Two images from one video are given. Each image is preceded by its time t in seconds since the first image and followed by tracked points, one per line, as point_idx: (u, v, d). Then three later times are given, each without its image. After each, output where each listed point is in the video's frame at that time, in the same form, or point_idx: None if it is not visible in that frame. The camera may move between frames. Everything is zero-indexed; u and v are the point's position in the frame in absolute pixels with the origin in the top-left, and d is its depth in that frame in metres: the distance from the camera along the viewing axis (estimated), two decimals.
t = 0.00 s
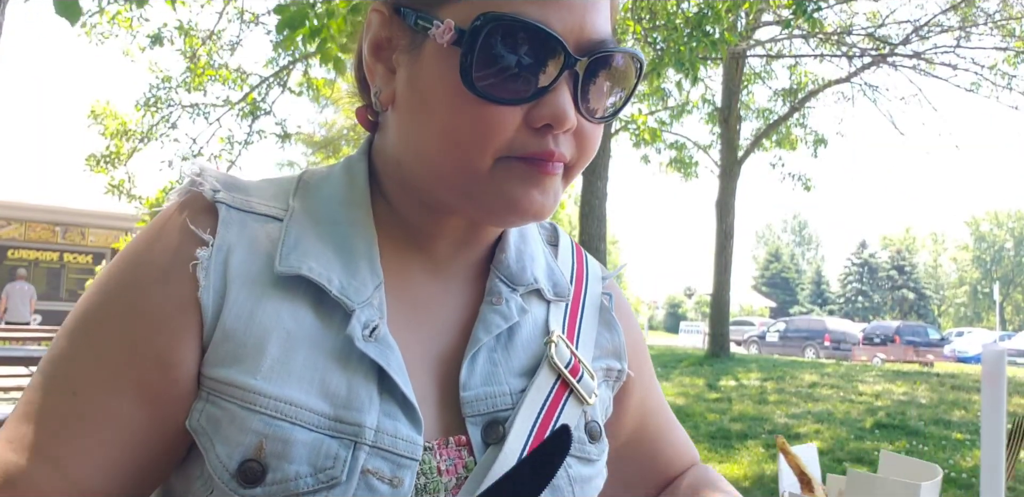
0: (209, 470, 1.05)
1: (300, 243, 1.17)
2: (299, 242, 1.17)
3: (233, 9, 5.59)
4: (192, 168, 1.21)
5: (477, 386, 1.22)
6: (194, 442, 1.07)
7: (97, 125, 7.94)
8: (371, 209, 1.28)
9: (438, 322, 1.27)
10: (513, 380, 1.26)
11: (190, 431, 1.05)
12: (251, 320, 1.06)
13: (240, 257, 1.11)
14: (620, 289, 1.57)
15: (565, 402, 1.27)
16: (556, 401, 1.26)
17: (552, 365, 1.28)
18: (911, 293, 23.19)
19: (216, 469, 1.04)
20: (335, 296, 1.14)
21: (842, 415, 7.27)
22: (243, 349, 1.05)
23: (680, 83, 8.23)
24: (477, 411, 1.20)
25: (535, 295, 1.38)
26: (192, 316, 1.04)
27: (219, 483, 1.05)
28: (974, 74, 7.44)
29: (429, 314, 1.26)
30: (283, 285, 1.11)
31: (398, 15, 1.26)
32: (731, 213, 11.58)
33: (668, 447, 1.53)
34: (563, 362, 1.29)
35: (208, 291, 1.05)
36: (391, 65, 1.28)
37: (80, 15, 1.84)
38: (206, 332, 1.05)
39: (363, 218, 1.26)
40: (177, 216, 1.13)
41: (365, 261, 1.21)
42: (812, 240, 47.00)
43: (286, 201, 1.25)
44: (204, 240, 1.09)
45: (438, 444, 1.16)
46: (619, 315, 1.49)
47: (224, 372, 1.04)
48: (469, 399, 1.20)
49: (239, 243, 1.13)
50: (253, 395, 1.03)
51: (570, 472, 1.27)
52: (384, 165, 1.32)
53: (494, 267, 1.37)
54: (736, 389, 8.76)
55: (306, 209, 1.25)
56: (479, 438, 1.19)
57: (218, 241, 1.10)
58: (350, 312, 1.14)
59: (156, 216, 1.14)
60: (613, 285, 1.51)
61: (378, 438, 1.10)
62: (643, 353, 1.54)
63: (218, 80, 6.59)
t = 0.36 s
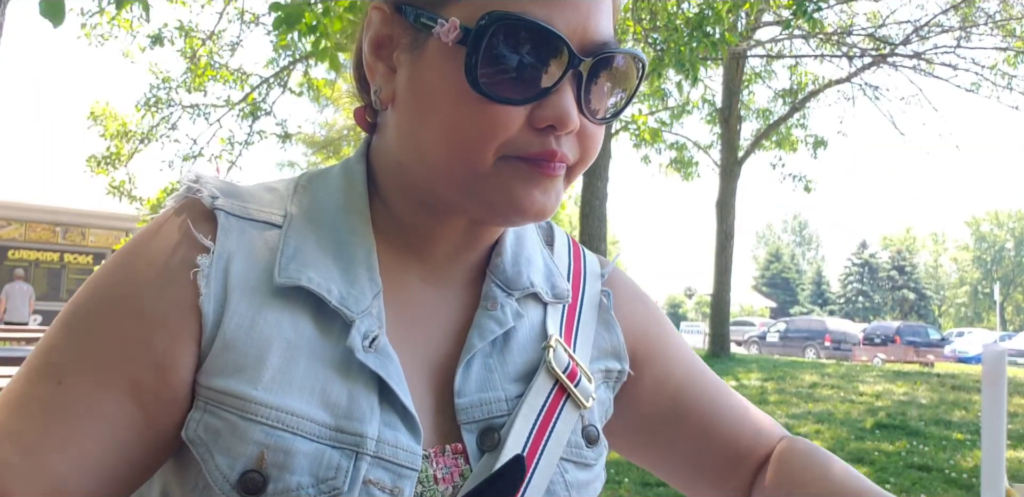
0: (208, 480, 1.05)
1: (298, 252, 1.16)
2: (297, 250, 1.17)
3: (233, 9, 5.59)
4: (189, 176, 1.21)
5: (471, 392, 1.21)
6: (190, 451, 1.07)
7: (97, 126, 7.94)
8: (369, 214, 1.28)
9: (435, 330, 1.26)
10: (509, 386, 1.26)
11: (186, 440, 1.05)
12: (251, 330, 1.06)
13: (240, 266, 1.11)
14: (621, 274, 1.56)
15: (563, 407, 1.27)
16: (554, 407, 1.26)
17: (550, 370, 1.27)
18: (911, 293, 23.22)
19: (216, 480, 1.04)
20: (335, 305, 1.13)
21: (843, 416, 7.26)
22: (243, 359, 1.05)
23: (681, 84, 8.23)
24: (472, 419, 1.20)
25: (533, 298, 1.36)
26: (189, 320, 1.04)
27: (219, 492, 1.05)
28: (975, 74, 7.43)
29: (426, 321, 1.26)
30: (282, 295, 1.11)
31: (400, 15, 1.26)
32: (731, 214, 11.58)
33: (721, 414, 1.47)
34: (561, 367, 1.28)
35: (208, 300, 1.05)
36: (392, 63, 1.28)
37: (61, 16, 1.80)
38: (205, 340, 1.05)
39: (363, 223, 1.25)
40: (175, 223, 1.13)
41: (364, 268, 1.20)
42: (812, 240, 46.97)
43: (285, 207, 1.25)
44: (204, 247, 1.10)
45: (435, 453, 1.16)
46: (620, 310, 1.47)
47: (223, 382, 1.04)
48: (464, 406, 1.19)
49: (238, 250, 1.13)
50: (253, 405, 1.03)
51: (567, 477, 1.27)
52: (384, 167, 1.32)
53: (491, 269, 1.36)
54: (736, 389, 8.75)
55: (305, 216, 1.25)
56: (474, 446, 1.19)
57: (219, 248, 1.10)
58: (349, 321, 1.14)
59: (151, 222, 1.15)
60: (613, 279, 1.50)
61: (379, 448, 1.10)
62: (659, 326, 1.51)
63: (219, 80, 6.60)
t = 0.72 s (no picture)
0: (214, 479, 1.04)
1: (303, 250, 1.16)
2: (301, 248, 1.16)
3: (234, 9, 5.59)
4: (194, 175, 1.20)
5: (469, 396, 1.21)
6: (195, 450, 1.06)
7: (97, 126, 7.94)
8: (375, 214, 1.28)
9: (434, 333, 1.26)
10: (506, 390, 1.26)
11: (190, 438, 1.05)
12: (260, 328, 1.05)
13: (250, 264, 1.11)
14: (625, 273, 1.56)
15: (563, 411, 1.27)
16: (552, 411, 1.26)
17: (549, 374, 1.27)
18: (911, 294, 23.31)
19: (223, 479, 1.03)
20: (341, 306, 1.13)
21: (842, 416, 7.27)
22: (252, 357, 1.04)
23: (680, 84, 8.22)
24: (469, 422, 1.20)
25: (534, 301, 1.36)
26: (206, 310, 1.04)
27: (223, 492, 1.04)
28: (974, 75, 7.42)
29: (428, 322, 1.26)
30: (290, 294, 1.10)
31: (402, 11, 1.26)
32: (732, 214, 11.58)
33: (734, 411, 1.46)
34: (561, 371, 1.28)
35: (221, 295, 1.05)
36: (394, 60, 1.28)
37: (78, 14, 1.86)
38: (217, 335, 1.05)
39: (368, 222, 1.25)
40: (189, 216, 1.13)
41: (369, 269, 1.20)
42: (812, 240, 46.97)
43: (289, 206, 1.25)
44: (216, 240, 1.10)
45: (433, 456, 1.16)
46: (624, 312, 1.47)
47: (233, 379, 1.03)
48: (462, 409, 1.19)
49: (247, 247, 1.13)
50: (261, 404, 1.03)
51: (567, 482, 1.26)
52: (386, 166, 1.32)
53: (492, 272, 1.36)
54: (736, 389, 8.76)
55: (309, 215, 1.24)
56: (472, 449, 1.19)
57: (229, 243, 1.10)
58: (356, 322, 1.13)
59: (155, 213, 1.14)
60: (615, 283, 1.50)
61: (387, 449, 1.10)
62: (665, 321, 1.51)
63: (219, 81, 6.61)
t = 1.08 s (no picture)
0: (232, 473, 1.03)
1: (313, 246, 1.16)
2: (312, 244, 1.16)
3: (234, 10, 5.58)
4: (197, 173, 1.19)
5: (471, 391, 1.21)
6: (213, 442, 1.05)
7: (98, 126, 7.94)
8: (376, 212, 1.27)
9: (438, 328, 1.26)
10: (508, 385, 1.25)
11: (206, 431, 1.04)
12: (277, 321, 1.05)
13: (267, 257, 1.10)
14: (620, 272, 1.57)
15: (562, 406, 1.27)
16: (552, 406, 1.26)
17: (548, 369, 1.27)
18: (911, 294, 23.27)
19: (240, 471, 1.02)
20: (353, 302, 1.13)
21: (843, 416, 7.27)
22: (270, 350, 1.04)
23: (680, 84, 8.22)
24: (471, 417, 1.19)
25: (534, 298, 1.36)
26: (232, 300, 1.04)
27: (239, 485, 1.03)
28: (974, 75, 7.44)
29: (433, 318, 1.26)
30: (303, 288, 1.10)
31: (388, 14, 1.26)
32: (732, 214, 11.58)
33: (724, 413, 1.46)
34: (560, 366, 1.28)
35: (245, 287, 1.05)
36: (382, 62, 1.29)
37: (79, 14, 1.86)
38: (240, 327, 1.04)
39: (370, 220, 1.25)
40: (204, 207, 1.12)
41: (377, 265, 1.20)
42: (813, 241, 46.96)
43: (297, 201, 1.25)
44: (233, 232, 1.09)
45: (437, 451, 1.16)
46: (620, 310, 1.47)
47: (250, 372, 1.03)
48: (463, 405, 1.19)
49: (263, 241, 1.12)
50: (278, 396, 1.03)
51: (568, 477, 1.27)
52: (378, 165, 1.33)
53: (491, 270, 1.36)
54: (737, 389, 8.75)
55: (315, 210, 1.24)
56: (473, 444, 1.19)
57: (246, 237, 1.10)
58: (367, 318, 1.14)
59: (162, 206, 1.13)
60: (611, 282, 1.50)
61: (402, 442, 1.10)
62: (660, 322, 1.51)
63: (219, 81, 6.61)
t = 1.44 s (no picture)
0: (244, 479, 1.03)
1: (320, 251, 1.16)
2: (318, 250, 1.16)
3: (234, 10, 5.58)
4: (203, 177, 1.18)
5: (477, 394, 1.21)
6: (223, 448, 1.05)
7: (98, 127, 7.93)
8: (380, 215, 1.28)
9: (443, 332, 1.26)
10: (514, 388, 1.25)
11: (218, 438, 1.03)
12: (287, 327, 1.05)
13: (275, 264, 1.10)
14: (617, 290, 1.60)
15: (566, 408, 1.27)
16: (556, 408, 1.26)
17: (553, 372, 1.28)
18: (911, 294, 23.27)
19: (252, 478, 1.02)
20: (360, 308, 1.13)
21: (843, 417, 7.26)
22: (280, 356, 1.04)
23: (680, 85, 8.20)
24: (478, 420, 1.19)
25: (538, 303, 1.36)
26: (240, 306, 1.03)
27: (251, 491, 1.03)
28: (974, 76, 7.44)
29: (438, 323, 1.26)
30: (311, 294, 1.10)
31: (394, 16, 1.26)
32: (732, 215, 11.58)
33: (684, 442, 1.52)
34: (563, 369, 1.29)
35: (254, 293, 1.05)
36: (386, 63, 1.29)
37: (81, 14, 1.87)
38: (251, 334, 1.04)
39: (374, 224, 1.25)
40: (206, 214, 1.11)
41: (382, 270, 1.20)
42: (813, 241, 46.96)
43: (301, 207, 1.25)
44: (239, 240, 1.08)
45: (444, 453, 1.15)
46: (616, 319, 1.49)
47: (261, 378, 1.03)
48: (470, 407, 1.19)
49: (270, 247, 1.12)
50: (289, 402, 1.02)
51: (572, 478, 1.27)
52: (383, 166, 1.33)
53: (495, 275, 1.37)
54: (737, 390, 8.76)
55: (320, 217, 1.24)
56: (479, 447, 1.19)
57: (253, 243, 1.09)
58: (374, 322, 1.14)
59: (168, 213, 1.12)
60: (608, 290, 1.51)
61: (412, 445, 1.10)
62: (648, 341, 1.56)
63: (219, 81, 6.61)
